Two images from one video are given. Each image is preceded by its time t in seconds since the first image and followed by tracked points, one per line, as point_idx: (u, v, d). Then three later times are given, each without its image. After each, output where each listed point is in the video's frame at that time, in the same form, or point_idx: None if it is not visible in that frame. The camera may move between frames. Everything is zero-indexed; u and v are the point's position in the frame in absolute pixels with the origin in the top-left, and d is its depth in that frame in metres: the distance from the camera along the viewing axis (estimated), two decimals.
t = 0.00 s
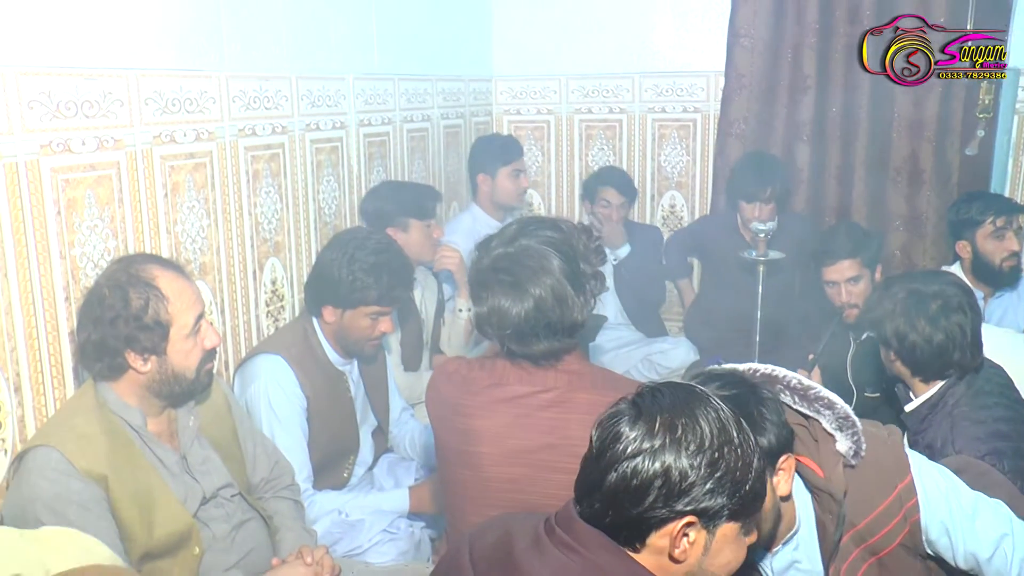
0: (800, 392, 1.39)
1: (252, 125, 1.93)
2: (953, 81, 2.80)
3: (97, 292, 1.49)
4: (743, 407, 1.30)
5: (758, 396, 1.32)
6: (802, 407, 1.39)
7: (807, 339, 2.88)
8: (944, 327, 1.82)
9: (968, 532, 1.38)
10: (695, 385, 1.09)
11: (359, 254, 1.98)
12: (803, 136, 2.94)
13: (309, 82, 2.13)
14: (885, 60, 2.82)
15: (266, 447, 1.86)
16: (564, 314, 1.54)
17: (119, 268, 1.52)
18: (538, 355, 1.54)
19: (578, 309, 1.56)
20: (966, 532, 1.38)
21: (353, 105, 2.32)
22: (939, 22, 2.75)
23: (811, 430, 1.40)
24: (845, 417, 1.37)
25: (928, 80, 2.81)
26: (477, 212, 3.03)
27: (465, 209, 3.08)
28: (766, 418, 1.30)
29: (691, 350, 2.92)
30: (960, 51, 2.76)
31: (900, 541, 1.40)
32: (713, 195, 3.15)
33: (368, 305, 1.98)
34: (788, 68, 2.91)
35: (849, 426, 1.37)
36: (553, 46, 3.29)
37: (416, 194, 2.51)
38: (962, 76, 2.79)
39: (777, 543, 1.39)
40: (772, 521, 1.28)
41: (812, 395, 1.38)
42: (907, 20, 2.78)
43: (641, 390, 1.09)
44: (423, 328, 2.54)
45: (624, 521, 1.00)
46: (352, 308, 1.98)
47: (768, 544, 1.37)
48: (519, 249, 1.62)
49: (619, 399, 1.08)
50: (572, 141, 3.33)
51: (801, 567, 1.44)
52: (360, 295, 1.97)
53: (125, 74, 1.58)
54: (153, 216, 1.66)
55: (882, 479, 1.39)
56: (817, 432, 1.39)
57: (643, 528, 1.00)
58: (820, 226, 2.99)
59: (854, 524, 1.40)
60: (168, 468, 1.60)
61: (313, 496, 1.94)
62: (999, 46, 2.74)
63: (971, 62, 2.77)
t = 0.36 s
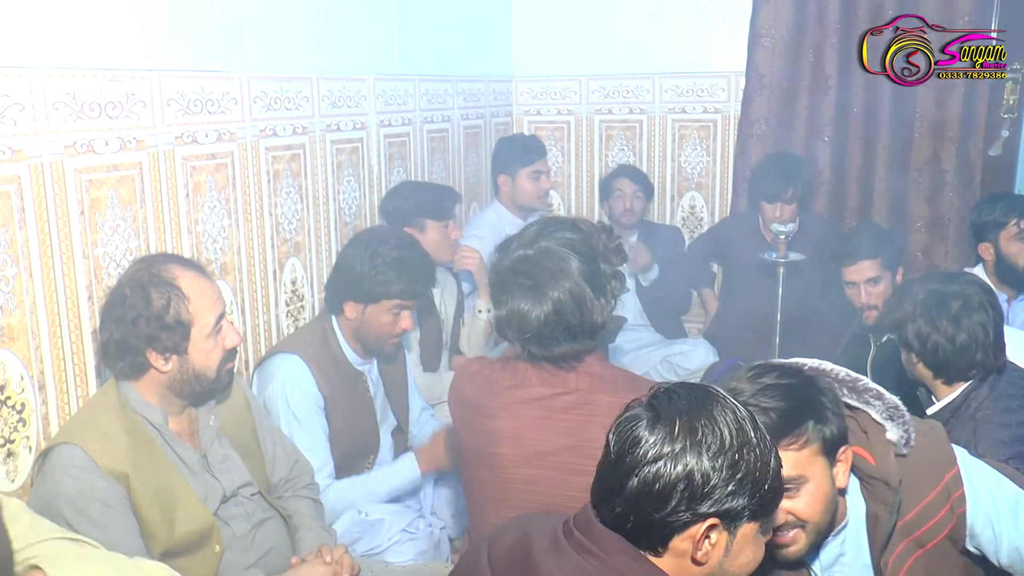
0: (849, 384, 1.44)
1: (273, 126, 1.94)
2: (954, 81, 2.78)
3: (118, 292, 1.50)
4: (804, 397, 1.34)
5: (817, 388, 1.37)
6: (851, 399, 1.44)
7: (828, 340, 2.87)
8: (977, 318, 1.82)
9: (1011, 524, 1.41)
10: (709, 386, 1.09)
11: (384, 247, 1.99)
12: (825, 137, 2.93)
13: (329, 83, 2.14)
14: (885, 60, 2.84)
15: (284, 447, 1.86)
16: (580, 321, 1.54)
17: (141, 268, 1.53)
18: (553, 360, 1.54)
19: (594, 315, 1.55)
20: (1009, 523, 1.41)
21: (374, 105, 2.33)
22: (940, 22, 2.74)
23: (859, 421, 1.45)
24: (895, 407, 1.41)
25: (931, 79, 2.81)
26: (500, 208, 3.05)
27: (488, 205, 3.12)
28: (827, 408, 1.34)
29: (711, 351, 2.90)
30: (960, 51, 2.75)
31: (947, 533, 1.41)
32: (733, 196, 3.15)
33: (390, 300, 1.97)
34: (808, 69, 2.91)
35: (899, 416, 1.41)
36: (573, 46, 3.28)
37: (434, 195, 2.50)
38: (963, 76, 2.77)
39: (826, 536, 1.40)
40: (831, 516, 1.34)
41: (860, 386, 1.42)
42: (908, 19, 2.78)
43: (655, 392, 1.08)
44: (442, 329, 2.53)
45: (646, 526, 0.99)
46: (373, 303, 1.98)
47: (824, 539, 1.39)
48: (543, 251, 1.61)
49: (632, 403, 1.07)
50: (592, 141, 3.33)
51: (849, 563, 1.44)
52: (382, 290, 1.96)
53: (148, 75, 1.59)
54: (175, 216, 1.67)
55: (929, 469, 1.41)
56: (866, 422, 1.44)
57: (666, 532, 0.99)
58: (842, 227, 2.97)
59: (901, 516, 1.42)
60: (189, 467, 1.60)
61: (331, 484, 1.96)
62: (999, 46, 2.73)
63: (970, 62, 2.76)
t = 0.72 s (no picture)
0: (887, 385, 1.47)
1: (282, 126, 1.95)
2: (953, 81, 2.78)
3: (127, 292, 1.51)
4: (853, 389, 1.36)
5: (864, 382, 1.39)
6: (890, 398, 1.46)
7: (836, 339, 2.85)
8: (988, 318, 1.81)
9: None
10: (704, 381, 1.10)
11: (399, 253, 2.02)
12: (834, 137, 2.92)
13: (339, 83, 2.15)
14: (885, 60, 2.84)
15: (294, 447, 1.86)
16: (579, 307, 1.54)
17: (151, 267, 1.55)
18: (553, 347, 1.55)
19: (594, 301, 1.55)
20: None
21: (383, 106, 2.34)
22: (940, 22, 2.75)
23: (896, 423, 1.45)
24: (933, 406, 1.43)
25: (929, 79, 2.81)
26: (506, 207, 3.04)
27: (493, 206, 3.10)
28: (874, 403, 1.36)
29: (721, 352, 2.88)
30: (960, 51, 2.74)
31: (981, 533, 1.43)
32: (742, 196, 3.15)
33: (406, 308, 2.01)
34: (818, 68, 2.90)
35: (938, 413, 1.42)
36: (582, 46, 3.28)
37: (441, 195, 2.51)
38: (962, 77, 2.76)
39: (863, 533, 1.43)
40: (869, 507, 1.37)
41: (899, 386, 1.46)
42: (907, 19, 2.79)
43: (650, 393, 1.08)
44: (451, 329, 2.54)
45: (663, 525, 1.00)
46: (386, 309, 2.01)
47: (861, 535, 1.42)
48: (551, 241, 1.63)
49: (632, 404, 1.07)
50: (601, 141, 3.33)
51: (883, 562, 1.47)
52: (399, 298, 2.00)
53: (156, 75, 1.60)
54: (184, 217, 1.67)
55: (966, 470, 1.43)
56: (903, 423, 1.45)
57: (686, 529, 1.00)
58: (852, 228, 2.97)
59: (940, 513, 1.42)
60: (198, 466, 1.60)
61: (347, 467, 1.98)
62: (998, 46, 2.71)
63: (970, 62, 2.75)
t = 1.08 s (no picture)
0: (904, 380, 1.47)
1: (283, 126, 1.95)
2: (953, 81, 2.78)
3: (127, 292, 1.50)
4: (875, 382, 1.35)
5: (887, 377, 1.38)
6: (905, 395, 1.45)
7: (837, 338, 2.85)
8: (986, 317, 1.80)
9: None
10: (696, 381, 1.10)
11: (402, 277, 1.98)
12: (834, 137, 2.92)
13: (339, 83, 2.14)
14: (885, 60, 2.84)
15: (295, 447, 1.86)
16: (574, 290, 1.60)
17: (150, 267, 1.53)
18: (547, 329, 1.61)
19: (591, 286, 1.60)
20: None
21: (383, 106, 2.34)
22: (940, 22, 2.75)
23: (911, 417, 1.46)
24: (949, 401, 1.44)
25: (928, 79, 2.81)
26: (502, 207, 3.02)
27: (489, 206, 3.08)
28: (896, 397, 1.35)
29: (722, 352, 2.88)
30: (960, 50, 2.74)
31: (992, 529, 1.41)
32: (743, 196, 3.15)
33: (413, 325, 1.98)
34: (819, 68, 2.90)
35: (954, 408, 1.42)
36: (583, 46, 3.28)
37: (441, 195, 2.47)
38: (963, 76, 2.76)
39: (874, 525, 1.41)
40: (882, 503, 1.35)
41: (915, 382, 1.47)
42: (907, 19, 2.79)
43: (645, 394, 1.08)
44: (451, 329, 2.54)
45: (677, 525, 0.99)
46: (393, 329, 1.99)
47: (870, 527, 1.40)
48: (566, 228, 1.69)
49: (633, 406, 1.06)
50: (601, 141, 3.33)
51: (892, 559, 1.44)
52: (406, 317, 1.97)
53: (157, 76, 1.60)
54: (185, 217, 1.67)
55: (979, 465, 1.41)
56: (919, 418, 1.45)
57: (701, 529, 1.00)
58: (852, 228, 2.96)
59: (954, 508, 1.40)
60: (198, 467, 1.60)
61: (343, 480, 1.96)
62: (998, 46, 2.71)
63: (970, 62, 2.75)
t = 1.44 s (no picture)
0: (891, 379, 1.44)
1: (278, 126, 1.95)
2: (952, 81, 2.77)
3: (123, 292, 1.50)
4: (855, 381, 1.34)
5: (868, 376, 1.37)
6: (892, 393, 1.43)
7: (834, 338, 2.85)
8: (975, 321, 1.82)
9: None
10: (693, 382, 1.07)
11: (393, 277, 1.97)
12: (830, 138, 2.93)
13: (335, 83, 2.14)
14: (885, 60, 2.84)
15: (290, 446, 1.86)
16: (591, 283, 1.60)
17: (146, 267, 1.53)
18: (556, 321, 1.61)
19: (608, 283, 1.60)
20: None
21: (379, 106, 2.33)
22: (941, 22, 2.74)
23: (898, 415, 1.42)
24: (934, 400, 1.41)
25: (928, 79, 2.81)
26: (499, 205, 3.02)
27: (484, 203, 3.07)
28: (876, 395, 1.35)
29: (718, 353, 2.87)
30: (960, 51, 2.74)
31: (979, 527, 1.40)
32: (738, 195, 3.15)
33: (408, 329, 1.99)
34: (814, 68, 2.90)
35: (939, 407, 1.39)
36: (578, 46, 3.28)
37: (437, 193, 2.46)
38: (963, 76, 2.76)
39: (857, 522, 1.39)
40: (861, 502, 1.34)
41: (901, 380, 1.44)
42: (908, 19, 2.78)
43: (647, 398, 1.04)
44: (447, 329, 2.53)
45: (697, 535, 0.98)
46: (389, 333, 1.99)
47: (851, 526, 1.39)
48: (582, 226, 1.70)
49: (635, 418, 1.02)
50: (597, 141, 3.33)
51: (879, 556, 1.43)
52: (401, 321, 1.97)
53: (153, 76, 1.60)
54: (180, 216, 1.67)
55: (965, 465, 1.41)
56: (905, 416, 1.41)
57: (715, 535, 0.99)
58: (848, 228, 2.96)
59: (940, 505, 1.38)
60: (195, 468, 1.59)
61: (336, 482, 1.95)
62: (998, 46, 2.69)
63: (970, 62, 2.74)
